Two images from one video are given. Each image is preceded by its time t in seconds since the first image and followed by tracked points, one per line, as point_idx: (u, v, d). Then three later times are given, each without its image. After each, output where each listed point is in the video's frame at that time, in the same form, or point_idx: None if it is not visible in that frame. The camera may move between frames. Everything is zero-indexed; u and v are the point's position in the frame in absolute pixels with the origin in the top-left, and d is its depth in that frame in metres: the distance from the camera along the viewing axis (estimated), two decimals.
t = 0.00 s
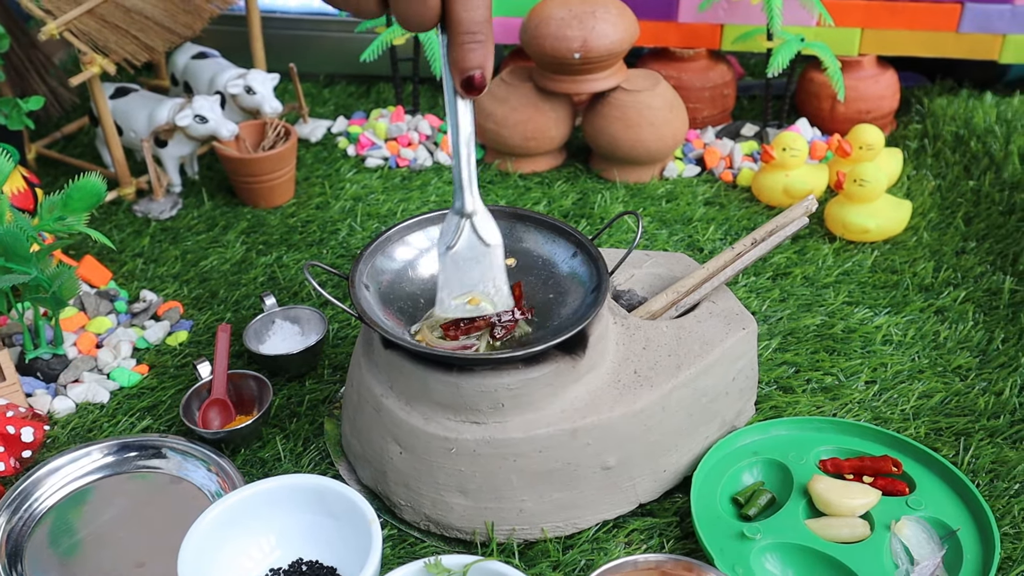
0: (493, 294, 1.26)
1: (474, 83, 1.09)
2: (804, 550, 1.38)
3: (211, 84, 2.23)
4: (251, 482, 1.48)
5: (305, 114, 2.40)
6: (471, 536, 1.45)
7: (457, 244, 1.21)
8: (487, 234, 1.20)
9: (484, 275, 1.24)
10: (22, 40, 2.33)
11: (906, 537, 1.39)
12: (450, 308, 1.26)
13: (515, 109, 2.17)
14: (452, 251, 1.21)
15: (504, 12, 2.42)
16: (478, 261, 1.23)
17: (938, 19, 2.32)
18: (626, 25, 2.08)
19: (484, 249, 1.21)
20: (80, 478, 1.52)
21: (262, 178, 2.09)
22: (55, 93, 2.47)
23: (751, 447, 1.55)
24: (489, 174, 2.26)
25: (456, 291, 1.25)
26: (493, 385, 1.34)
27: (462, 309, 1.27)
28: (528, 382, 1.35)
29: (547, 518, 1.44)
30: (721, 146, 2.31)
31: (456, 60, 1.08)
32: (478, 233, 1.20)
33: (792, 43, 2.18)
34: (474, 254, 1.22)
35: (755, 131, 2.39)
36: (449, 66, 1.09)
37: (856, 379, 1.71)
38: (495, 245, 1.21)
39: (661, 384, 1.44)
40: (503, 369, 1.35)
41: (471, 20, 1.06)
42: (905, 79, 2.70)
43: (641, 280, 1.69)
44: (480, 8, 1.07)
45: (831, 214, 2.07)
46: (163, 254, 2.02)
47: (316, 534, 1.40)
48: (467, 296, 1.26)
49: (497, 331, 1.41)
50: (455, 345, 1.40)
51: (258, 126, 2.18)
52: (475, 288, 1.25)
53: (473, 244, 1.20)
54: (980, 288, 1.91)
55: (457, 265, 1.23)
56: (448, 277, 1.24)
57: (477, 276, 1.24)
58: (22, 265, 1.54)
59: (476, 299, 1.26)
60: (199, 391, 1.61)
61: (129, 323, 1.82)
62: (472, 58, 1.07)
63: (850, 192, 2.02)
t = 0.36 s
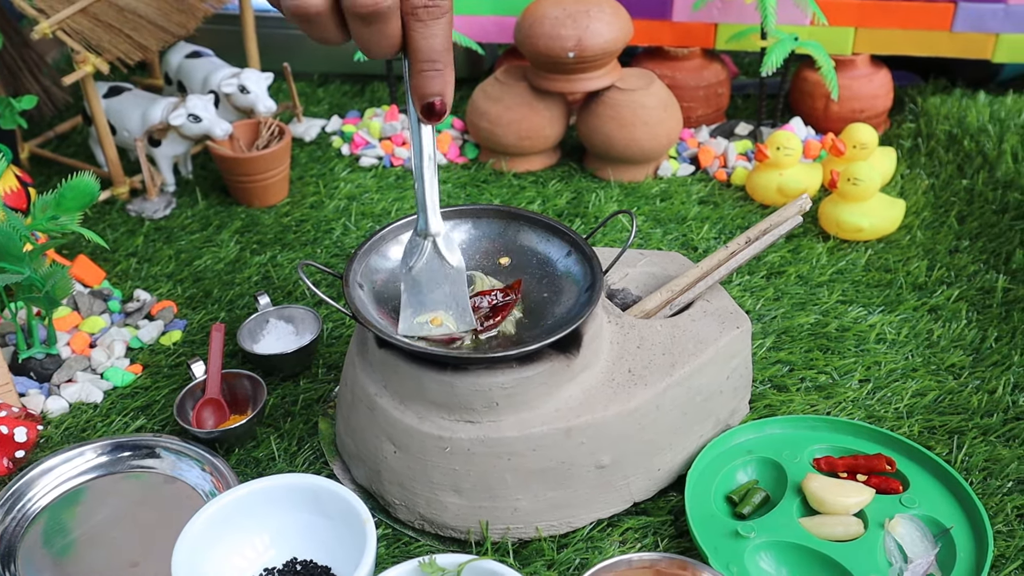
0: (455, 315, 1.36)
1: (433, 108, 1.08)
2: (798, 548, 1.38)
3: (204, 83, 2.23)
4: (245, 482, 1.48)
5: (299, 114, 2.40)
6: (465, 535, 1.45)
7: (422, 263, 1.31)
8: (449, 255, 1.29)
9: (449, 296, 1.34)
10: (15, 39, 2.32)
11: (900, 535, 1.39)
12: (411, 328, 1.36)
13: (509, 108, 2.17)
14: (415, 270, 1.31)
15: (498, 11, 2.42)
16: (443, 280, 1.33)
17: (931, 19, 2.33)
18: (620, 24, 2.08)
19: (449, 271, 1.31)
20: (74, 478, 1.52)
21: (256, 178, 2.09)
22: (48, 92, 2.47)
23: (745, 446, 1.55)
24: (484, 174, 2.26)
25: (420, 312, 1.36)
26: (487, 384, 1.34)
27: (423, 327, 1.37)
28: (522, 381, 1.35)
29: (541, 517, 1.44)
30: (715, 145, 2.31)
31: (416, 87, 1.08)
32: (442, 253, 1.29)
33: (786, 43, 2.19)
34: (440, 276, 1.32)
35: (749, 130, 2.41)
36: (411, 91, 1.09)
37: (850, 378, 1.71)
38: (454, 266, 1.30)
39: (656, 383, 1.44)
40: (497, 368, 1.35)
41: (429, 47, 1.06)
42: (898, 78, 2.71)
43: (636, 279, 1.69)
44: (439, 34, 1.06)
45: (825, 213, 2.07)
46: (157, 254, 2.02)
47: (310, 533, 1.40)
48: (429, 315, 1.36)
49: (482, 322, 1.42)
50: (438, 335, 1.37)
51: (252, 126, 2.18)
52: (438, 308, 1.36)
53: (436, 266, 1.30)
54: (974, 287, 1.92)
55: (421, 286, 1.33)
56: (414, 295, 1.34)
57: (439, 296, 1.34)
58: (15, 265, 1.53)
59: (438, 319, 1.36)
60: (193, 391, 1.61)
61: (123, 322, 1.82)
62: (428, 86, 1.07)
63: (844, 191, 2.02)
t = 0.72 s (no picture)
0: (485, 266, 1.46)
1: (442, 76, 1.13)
2: (793, 546, 1.38)
3: (199, 82, 2.23)
4: (240, 481, 1.48)
5: (293, 112, 2.40)
6: (460, 533, 1.45)
7: (450, 227, 1.41)
8: (474, 213, 1.42)
9: (478, 246, 1.45)
10: (9, 38, 2.32)
11: (895, 534, 1.39)
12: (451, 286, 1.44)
13: (504, 107, 2.17)
14: (447, 233, 1.41)
15: (494, 10, 2.42)
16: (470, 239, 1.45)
17: (925, 18, 2.33)
18: (615, 23, 2.08)
19: (475, 227, 1.43)
20: (69, 477, 1.52)
21: (250, 176, 2.08)
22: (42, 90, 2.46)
23: (740, 444, 1.56)
24: (479, 172, 2.26)
25: (454, 269, 1.44)
26: (482, 382, 1.34)
27: (460, 284, 1.45)
28: (517, 379, 1.35)
29: (537, 515, 1.44)
30: (710, 144, 2.31)
31: (425, 58, 1.12)
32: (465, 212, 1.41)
33: (780, 41, 2.19)
34: (465, 235, 1.43)
35: (744, 129, 2.41)
36: (421, 62, 1.14)
37: (844, 376, 1.72)
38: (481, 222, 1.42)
39: (651, 381, 1.44)
40: (492, 366, 1.35)
41: (436, 19, 1.10)
42: (893, 77, 2.71)
43: (631, 277, 1.69)
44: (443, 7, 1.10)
45: (820, 211, 2.08)
46: (151, 252, 2.01)
47: (306, 532, 1.40)
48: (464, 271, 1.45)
49: (484, 311, 1.41)
50: (440, 324, 1.43)
51: (247, 125, 2.17)
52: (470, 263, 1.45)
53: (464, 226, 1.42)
54: (969, 285, 1.92)
55: (451, 246, 1.43)
56: (445, 255, 1.43)
57: (469, 249, 1.45)
58: (8, 263, 1.53)
59: (472, 273, 1.45)
60: (188, 390, 1.61)
61: (118, 321, 1.82)
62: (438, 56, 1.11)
63: (838, 190, 2.02)
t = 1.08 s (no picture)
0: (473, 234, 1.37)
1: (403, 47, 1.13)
2: (788, 544, 1.38)
3: (194, 79, 2.22)
4: (236, 478, 1.48)
5: (289, 109, 2.39)
6: (456, 531, 1.45)
7: (430, 198, 1.32)
8: (452, 180, 1.34)
9: (463, 215, 1.36)
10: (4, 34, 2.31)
11: (890, 532, 1.39)
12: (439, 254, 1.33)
13: (500, 104, 2.17)
14: (428, 204, 1.32)
15: (490, 7, 2.41)
16: (452, 211, 1.35)
17: (922, 16, 2.34)
18: (612, 21, 2.08)
19: (454, 196, 1.35)
20: (63, 474, 1.51)
21: (245, 174, 2.08)
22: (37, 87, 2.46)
23: (735, 442, 1.56)
24: (475, 170, 2.25)
25: (443, 240, 1.34)
26: (477, 380, 1.34)
27: (450, 256, 1.36)
28: (513, 377, 1.35)
29: (532, 513, 1.44)
30: (707, 142, 2.31)
31: (386, 33, 1.13)
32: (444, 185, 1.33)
33: (777, 39, 2.19)
34: (444, 204, 1.34)
35: (741, 127, 2.41)
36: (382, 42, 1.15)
37: (840, 374, 1.72)
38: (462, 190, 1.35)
39: (647, 379, 1.44)
40: (488, 364, 1.35)
41: None
42: (889, 76, 2.71)
43: (627, 275, 1.69)
44: None
45: (816, 210, 2.08)
46: (147, 249, 2.01)
47: (301, 529, 1.39)
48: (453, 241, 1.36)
49: (477, 310, 1.43)
50: (434, 323, 1.44)
51: (242, 122, 2.17)
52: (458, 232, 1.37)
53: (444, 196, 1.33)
54: (964, 284, 1.92)
55: (434, 217, 1.33)
56: (431, 225, 1.33)
57: (456, 218, 1.35)
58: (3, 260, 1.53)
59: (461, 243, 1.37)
60: (184, 387, 1.61)
61: (113, 318, 1.81)
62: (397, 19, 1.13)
63: (835, 188, 2.02)
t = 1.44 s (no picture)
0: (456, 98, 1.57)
1: None
2: (785, 548, 1.38)
3: (190, 83, 2.22)
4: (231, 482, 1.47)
5: (286, 113, 2.39)
6: (452, 535, 1.45)
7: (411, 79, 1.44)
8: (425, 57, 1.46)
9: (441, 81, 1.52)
10: None
11: (886, 535, 1.39)
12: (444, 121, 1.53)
13: (496, 108, 2.17)
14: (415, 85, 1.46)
15: (486, 11, 2.42)
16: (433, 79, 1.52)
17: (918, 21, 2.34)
18: (608, 25, 2.08)
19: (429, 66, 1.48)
20: (58, 478, 1.51)
21: (242, 177, 2.08)
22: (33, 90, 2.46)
23: (732, 446, 1.56)
24: (472, 173, 2.25)
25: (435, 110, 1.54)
26: (474, 384, 1.34)
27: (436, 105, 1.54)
28: (509, 380, 1.35)
29: (528, 517, 1.44)
30: (703, 145, 2.31)
31: None
32: (409, 54, 1.38)
33: (773, 43, 2.19)
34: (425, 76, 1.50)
35: (737, 131, 2.42)
36: None
37: (836, 378, 1.72)
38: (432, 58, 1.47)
39: (644, 383, 1.44)
40: (484, 368, 1.35)
41: None
42: (885, 80, 2.72)
43: (623, 279, 1.69)
44: None
45: (812, 213, 2.08)
46: (142, 253, 2.01)
47: (297, 533, 1.39)
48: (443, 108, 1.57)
49: (474, 314, 1.45)
50: (431, 327, 1.45)
51: (239, 126, 2.17)
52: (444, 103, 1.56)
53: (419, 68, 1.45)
54: (960, 288, 1.93)
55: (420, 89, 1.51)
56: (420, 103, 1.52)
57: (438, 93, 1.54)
58: None
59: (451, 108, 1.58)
60: (179, 391, 1.60)
61: (108, 322, 1.81)
62: None
63: (831, 192, 2.03)
